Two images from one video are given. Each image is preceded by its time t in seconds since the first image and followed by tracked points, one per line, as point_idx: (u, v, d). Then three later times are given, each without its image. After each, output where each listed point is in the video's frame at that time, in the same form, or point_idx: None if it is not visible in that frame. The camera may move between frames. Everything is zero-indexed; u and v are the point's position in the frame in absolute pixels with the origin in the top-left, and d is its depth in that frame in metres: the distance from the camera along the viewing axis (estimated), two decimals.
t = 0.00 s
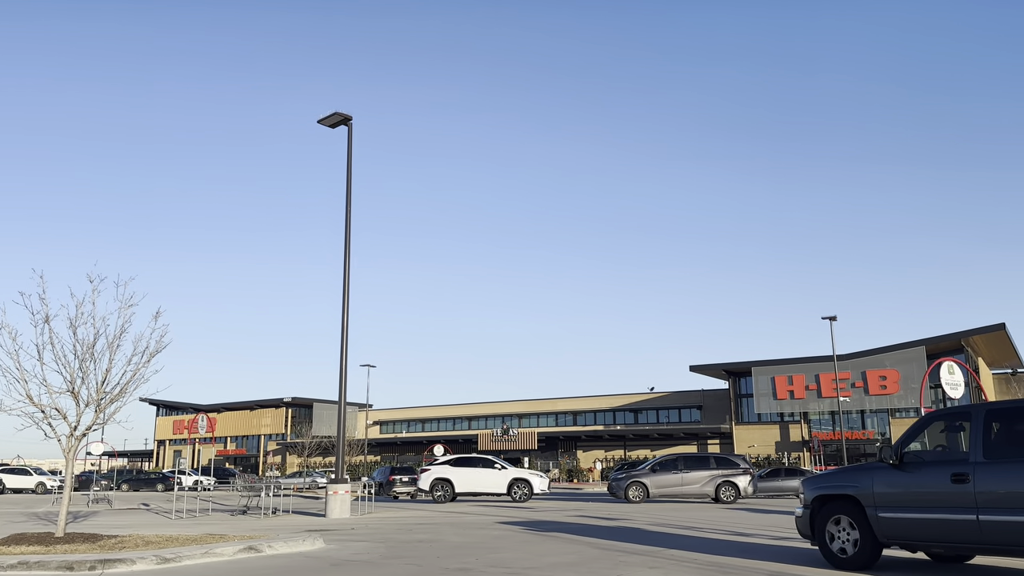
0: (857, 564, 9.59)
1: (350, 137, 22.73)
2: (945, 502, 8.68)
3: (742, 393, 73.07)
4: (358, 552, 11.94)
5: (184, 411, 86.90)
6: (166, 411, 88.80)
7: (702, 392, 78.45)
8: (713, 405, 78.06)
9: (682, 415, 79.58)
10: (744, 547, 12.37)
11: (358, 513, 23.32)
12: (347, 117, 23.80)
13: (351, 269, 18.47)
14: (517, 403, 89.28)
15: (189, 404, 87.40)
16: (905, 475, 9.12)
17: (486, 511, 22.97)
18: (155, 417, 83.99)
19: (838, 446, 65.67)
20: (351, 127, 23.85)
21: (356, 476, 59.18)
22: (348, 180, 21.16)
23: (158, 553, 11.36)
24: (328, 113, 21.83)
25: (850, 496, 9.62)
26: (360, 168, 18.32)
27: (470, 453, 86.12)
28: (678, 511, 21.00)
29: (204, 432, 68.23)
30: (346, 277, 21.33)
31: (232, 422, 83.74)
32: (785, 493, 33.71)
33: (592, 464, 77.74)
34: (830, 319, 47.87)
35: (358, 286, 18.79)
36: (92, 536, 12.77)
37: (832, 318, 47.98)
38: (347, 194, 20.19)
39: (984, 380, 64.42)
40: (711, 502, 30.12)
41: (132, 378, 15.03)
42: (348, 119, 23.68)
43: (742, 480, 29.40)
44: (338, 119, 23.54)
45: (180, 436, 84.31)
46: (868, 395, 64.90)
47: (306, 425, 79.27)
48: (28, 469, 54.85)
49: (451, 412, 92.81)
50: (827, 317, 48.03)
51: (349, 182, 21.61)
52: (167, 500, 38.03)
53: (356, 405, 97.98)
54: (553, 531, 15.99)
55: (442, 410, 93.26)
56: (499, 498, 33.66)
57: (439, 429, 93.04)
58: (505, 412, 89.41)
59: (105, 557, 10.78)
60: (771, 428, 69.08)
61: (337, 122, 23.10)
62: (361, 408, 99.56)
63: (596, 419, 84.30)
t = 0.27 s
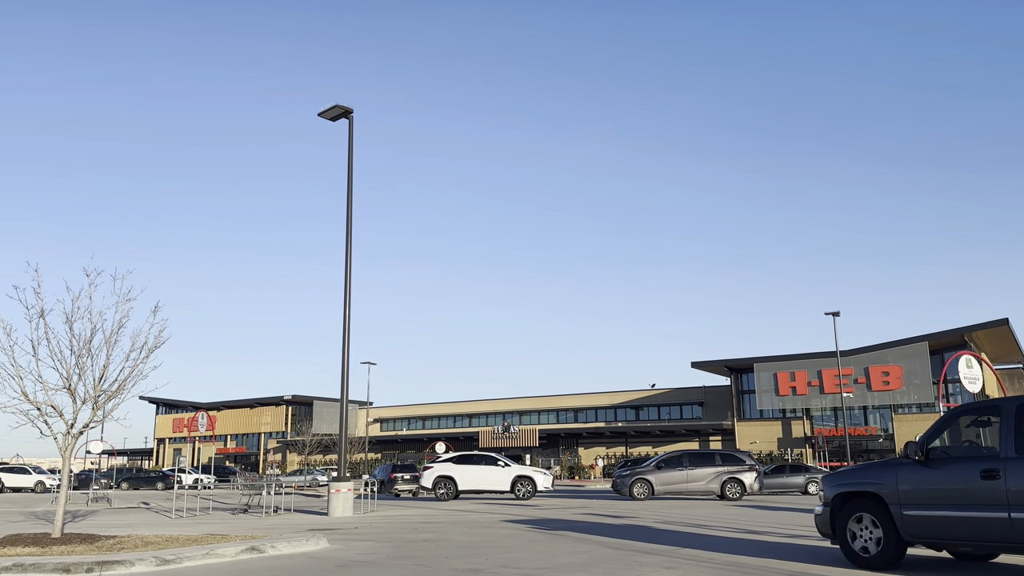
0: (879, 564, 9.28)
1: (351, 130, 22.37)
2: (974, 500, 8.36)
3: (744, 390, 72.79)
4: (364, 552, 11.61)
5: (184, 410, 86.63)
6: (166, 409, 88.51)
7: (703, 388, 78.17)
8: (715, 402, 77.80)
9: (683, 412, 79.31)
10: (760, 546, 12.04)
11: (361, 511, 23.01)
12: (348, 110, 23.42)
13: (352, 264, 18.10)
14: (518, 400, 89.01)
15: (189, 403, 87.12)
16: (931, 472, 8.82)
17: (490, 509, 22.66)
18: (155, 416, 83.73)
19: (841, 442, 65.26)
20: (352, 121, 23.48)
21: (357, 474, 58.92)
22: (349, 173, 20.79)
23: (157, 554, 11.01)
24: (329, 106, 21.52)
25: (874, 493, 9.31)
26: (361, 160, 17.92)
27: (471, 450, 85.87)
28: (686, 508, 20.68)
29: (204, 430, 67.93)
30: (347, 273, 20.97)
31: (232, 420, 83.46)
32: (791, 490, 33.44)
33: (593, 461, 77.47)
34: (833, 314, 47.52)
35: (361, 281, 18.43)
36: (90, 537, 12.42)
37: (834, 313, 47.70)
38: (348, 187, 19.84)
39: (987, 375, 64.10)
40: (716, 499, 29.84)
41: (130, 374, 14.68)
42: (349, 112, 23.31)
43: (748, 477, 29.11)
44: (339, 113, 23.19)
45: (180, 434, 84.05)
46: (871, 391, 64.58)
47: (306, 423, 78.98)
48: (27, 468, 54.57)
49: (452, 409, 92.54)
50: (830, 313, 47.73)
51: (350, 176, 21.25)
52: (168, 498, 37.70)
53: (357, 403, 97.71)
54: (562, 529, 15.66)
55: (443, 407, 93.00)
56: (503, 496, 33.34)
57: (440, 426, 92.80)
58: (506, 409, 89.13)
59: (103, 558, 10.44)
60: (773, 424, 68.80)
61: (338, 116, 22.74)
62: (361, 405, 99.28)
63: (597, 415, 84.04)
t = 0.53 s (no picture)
0: (902, 563, 8.97)
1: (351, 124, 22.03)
2: (1002, 498, 8.07)
3: (746, 386, 72.51)
4: (368, 552, 11.30)
5: (183, 408, 86.30)
6: (165, 408, 88.18)
7: (704, 385, 77.92)
8: (716, 398, 77.56)
9: (684, 408, 79.07)
10: (774, 544, 11.74)
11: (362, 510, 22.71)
12: (348, 103, 23.08)
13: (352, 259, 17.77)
14: (518, 398, 88.73)
15: (188, 401, 86.76)
16: (956, 468, 8.51)
17: (494, 507, 22.35)
18: (155, 414, 83.41)
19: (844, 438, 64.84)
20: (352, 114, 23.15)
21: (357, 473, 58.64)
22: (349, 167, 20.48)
23: (155, 555, 10.68)
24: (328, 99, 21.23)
25: (896, 490, 9.02)
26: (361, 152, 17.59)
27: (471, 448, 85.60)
28: (692, 506, 20.39)
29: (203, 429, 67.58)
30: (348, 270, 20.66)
31: (231, 419, 83.12)
32: (795, 486, 33.18)
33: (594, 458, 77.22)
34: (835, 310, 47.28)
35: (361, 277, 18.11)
36: (86, 538, 12.10)
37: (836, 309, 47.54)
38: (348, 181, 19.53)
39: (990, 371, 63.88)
40: (721, 496, 29.55)
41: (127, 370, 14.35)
42: (349, 105, 22.97)
43: (753, 474, 28.84)
44: (339, 106, 22.85)
45: (180, 432, 83.71)
46: (874, 387, 64.35)
47: (305, 421, 78.65)
48: (25, 467, 54.23)
49: (452, 407, 92.26)
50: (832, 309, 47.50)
51: (350, 170, 20.93)
52: (167, 497, 37.38)
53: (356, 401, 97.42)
54: (568, 528, 15.37)
55: (443, 405, 92.72)
56: (505, 494, 33.02)
57: (440, 424, 92.52)
58: (506, 407, 88.85)
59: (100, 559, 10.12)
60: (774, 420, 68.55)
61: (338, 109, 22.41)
62: (361, 404, 98.98)
63: (598, 413, 83.78)
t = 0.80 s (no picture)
0: (924, 563, 8.70)
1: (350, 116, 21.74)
2: None
3: (745, 382, 72.30)
4: (373, 551, 11.01)
5: (181, 406, 85.92)
6: (163, 405, 87.79)
7: (704, 381, 77.71)
8: (715, 394, 77.36)
9: (684, 405, 78.85)
10: (787, 543, 11.46)
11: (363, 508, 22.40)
12: (347, 95, 22.74)
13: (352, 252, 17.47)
14: (517, 395, 88.46)
15: (186, 399, 86.38)
16: (980, 465, 8.25)
17: (496, 505, 22.07)
18: (152, 412, 83.03)
19: (845, 434, 64.60)
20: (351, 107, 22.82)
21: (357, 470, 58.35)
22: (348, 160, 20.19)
23: (154, 556, 10.39)
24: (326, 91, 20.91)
25: (918, 488, 8.74)
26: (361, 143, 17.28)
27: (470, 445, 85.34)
28: (697, 503, 20.14)
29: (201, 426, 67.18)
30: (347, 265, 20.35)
31: (229, 417, 82.76)
32: (798, 483, 32.96)
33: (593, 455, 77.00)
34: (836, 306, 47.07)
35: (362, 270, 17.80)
36: (82, 538, 11.80)
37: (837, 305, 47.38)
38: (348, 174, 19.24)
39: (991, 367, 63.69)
40: (724, 493, 29.30)
41: (123, 366, 14.04)
42: (348, 97, 22.64)
43: (757, 470, 28.61)
44: (338, 98, 22.53)
45: (178, 430, 83.35)
46: (874, 383, 64.17)
47: (304, 419, 78.31)
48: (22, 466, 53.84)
49: (451, 404, 91.99)
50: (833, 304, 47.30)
51: (349, 163, 20.62)
52: (164, 496, 37.06)
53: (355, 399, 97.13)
54: (574, 526, 15.10)
55: (442, 402, 92.46)
56: (506, 491, 32.76)
57: (439, 421, 92.26)
58: (505, 404, 88.59)
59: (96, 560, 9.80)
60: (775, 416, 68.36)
61: (337, 101, 22.11)
62: (359, 401, 98.66)
63: (597, 409, 83.55)
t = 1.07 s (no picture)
0: (946, 563, 8.43)
1: (350, 109, 21.43)
2: None
3: (745, 379, 72.08)
4: (377, 551, 10.73)
5: (179, 404, 85.59)
6: (160, 403, 87.46)
7: (704, 378, 77.48)
8: (715, 391, 77.15)
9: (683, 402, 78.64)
10: (800, 542, 11.20)
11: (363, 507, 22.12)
12: (346, 88, 22.42)
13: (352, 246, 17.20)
14: (516, 392, 88.20)
15: (184, 397, 86.03)
16: (1007, 462, 7.98)
17: (498, 503, 21.79)
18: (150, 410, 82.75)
19: (845, 431, 64.39)
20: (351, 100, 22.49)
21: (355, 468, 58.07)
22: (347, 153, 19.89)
23: (151, 556, 10.09)
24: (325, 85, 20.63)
25: (940, 485, 8.47)
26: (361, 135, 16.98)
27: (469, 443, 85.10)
28: (701, 500, 19.89)
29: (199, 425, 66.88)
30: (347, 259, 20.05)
31: (227, 415, 82.46)
32: (800, 480, 32.74)
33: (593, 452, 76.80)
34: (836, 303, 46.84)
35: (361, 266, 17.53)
36: (78, 538, 11.51)
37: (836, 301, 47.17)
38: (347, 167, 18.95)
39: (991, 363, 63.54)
40: (727, 490, 29.05)
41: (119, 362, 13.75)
42: (347, 90, 22.32)
43: (760, 468, 28.37)
44: (337, 91, 22.21)
45: (176, 428, 83.03)
46: (875, 379, 63.97)
47: (302, 416, 78.02)
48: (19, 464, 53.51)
49: (450, 401, 91.71)
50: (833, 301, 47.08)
51: (349, 157, 20.32)
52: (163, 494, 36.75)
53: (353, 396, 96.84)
54: (579, 525, 14.85)
55: (440, 400, 92.21)
56: (507, 489, 32.51)
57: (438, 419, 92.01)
58: (504, 401, 88.33)
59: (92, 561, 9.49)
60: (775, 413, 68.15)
61: (336, 94, 21.78)
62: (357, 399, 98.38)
63: (597, 407, 83.34)
